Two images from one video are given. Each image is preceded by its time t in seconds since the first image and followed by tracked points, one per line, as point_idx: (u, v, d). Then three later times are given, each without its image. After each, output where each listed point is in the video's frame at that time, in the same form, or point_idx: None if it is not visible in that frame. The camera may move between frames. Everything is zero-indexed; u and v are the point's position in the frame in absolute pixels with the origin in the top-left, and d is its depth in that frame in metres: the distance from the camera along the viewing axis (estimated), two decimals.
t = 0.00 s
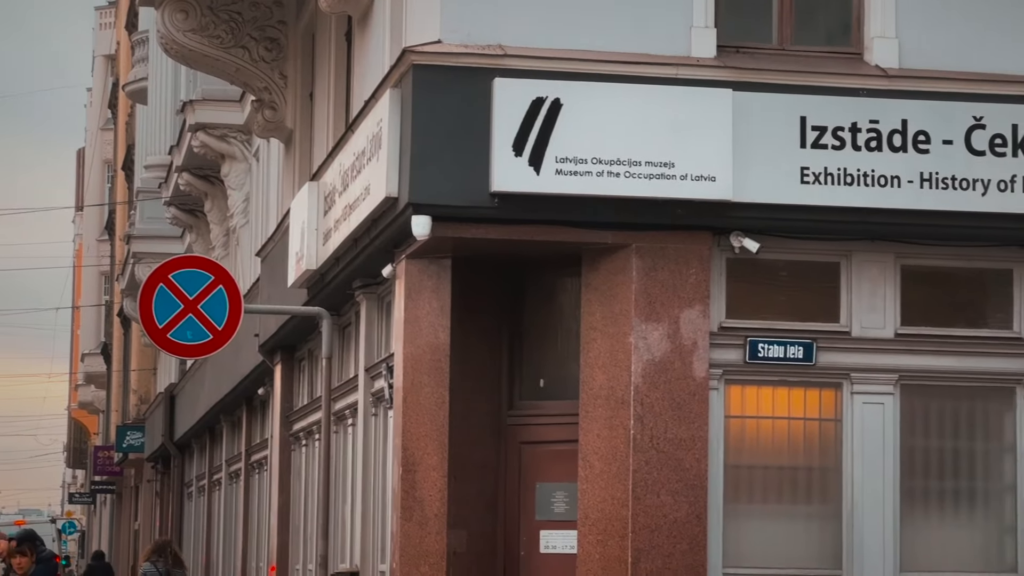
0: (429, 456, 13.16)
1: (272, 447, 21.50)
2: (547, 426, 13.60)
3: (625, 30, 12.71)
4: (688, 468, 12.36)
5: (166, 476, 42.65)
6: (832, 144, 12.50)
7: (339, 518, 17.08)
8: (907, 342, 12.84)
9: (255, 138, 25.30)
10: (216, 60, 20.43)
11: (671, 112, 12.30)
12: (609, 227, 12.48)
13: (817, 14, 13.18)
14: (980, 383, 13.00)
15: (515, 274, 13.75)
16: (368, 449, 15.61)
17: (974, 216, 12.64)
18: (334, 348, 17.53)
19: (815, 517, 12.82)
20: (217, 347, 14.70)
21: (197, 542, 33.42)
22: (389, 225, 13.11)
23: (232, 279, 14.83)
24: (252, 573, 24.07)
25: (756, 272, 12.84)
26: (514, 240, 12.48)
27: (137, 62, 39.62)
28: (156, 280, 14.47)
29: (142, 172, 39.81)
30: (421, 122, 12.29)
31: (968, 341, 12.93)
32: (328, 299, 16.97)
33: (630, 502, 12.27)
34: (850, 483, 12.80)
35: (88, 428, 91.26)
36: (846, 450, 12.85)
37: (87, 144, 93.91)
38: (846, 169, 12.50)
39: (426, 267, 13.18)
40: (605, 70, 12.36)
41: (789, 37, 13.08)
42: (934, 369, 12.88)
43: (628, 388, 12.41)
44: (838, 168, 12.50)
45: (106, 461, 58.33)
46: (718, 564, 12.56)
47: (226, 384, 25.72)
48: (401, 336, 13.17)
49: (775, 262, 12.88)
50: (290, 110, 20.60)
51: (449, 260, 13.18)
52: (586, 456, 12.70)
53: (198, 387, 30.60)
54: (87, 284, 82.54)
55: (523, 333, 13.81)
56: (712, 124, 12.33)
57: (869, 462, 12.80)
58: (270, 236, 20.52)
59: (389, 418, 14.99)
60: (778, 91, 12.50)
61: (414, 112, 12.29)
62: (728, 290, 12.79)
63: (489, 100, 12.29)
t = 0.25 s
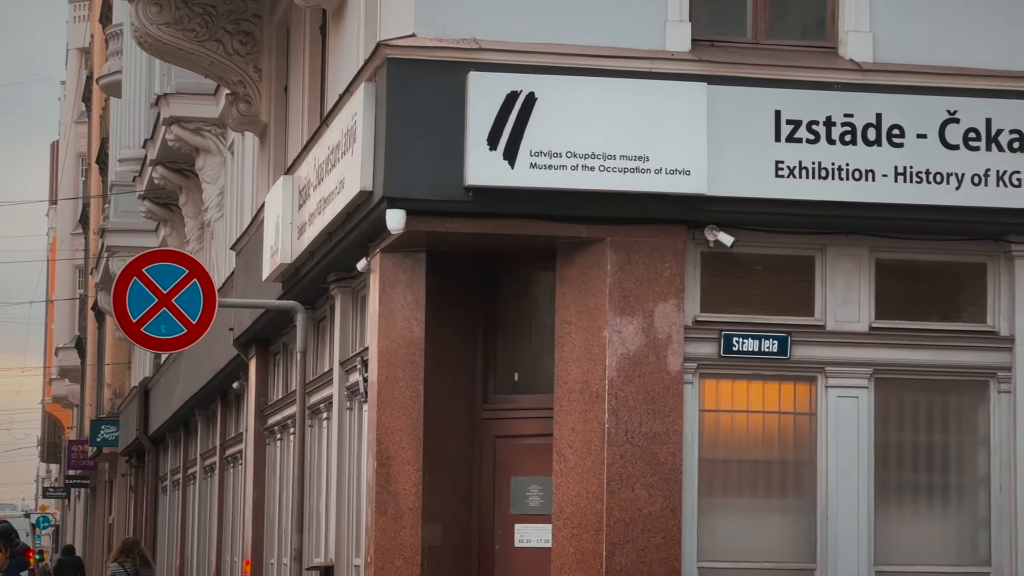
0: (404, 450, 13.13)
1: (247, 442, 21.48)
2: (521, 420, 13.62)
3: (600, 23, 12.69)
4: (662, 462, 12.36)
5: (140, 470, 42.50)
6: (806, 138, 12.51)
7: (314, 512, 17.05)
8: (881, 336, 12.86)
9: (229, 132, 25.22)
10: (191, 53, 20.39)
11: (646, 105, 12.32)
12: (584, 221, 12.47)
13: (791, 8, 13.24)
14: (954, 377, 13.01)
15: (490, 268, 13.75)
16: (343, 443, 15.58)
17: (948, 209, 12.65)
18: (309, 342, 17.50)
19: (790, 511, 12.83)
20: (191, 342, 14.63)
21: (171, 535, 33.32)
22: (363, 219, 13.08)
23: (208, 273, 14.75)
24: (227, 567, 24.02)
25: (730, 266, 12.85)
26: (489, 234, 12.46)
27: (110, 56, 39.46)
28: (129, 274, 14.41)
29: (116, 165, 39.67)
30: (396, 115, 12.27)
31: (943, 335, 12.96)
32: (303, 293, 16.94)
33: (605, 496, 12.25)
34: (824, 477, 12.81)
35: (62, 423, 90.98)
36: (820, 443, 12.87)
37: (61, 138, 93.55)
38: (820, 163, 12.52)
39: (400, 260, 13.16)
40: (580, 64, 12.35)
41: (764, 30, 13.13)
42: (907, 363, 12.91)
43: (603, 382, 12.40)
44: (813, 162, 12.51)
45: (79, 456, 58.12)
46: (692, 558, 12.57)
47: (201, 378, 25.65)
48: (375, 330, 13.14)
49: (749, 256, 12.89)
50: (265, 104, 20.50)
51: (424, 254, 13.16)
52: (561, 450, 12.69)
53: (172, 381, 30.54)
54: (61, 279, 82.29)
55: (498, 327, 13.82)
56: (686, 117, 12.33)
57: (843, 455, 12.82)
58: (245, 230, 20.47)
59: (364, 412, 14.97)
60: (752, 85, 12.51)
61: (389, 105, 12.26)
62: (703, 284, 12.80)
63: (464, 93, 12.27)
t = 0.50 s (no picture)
0: (380, 446, 13.15)
1: (224, 437, 21.45)
2: (498, 415, 13.61)
3: (577, 18, 12.68)
4: (639, 457, 12.36)
5: (117, 466, 42.40)
6: (783, 133, 12.51)
7: (291, 507, 17.01)
8: (858, 331, 12.87)
9: (207, 127, 25.17)
10: (166, 49, 20.19)
11: (623, 100, 12.31)
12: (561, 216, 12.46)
13: (768, 3, 13.23)
14: (930, 371, 13.03)
15: (467, 262, 13.74)
16: (320, 437, 15.55)
17: (924, 204, 12.67)
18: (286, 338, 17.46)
19: (767, 506, 12.84)
20: (168, 337, 14.56)
21: (148, 531, 33.24)
22: (340, 214, 13.06)
23: (184, 268, 14.68)
24: (204, 562, 23.95)
25: (707, 261, 12.85)
26: (466, 229, 12.44)
27: (87, 50, 39.36)
28: (105, 269, 14.36)
29: (93, 160, 39.57)
30: (372, 110, 12.24)
31: (919, 330, 12.98)
32: (279, 288, 16.91)
33: (581, 490, 12.26)
34: (801, 472, 12.83)
35: (39, 419, 90.72)
36: (797, 438, 12.88)
37: (37, 133, 93.27)
38: (797, 158, 12.52)
39: (377, 256, 13.15)
40: (557, 59, 12.33)
41: (741, 26, 13.14)
42: (884, 357, 12.93)
43: (579, 376, 12.40)
44: (789, 157, 12.52)
45: (56, 451, 57.94)
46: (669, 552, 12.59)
47: (178, 373, 25.59)
48: (352, 325, 13.16)
49: (726, 251, 12.89)
50: (242, 98, 20.49)
51: (400, 249, 13.14)
52: (538, 444, 12.69)
53: (149, 376, 30.47)
54: (38, 274, 82.08)
55: (474, 322, 13.81)
56: (663, 112, 12.33)
57: (820, 450, 12.83)
58: (221, 225, 20.42)
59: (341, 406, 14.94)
60: (729, 80, 12.51)
61: (365, 100, 12.23)
62: (680, 279, 12.80)
63: (441, 88, 12.25)
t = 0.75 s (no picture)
0: (357, 443, 13.16)
1: (201, 434, 21.42)
2: (476, 411, 13.60)
3: (555, 14, 12.67)
4: (616, 453, 12.38)
5: (94, 463, 42.28)
6: (761, 129, 12.52)
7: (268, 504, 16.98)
8: (835, 327, 12.89)
9: (184, 123, 25.11)
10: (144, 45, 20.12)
11: (601, 97, 12.31)
12: (538, 212, 12.46)
13: None
14: (908, 368, 13.05)
15: (445, 258, 13.72)
16: (297, 434, 15.52)
17: (901, 201, 12.68)
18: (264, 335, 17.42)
19: (745, 503, 12.86)
20: (145, 334, 14.52)
21: (125, 528, 33.15)
22: (318, 211, 13.04)
23: (161, 265, 14.65)
24: (182, 559, 23.89)
25: (685, 258, 12.86)
26: (444, 225, 12.43)
27: (64, 46, 39.25)
28: (83, 265, 14.30)
29: (70, 157, 39.47)
30: (350, 107, 12.23)
31: (897, 327, 13.00)
32: (257, 285, 16.89)
33: (559, 487, 12.27)
34: (779, 469, 12.85)
35: (16, 416, 90.46)
36: (775, 435, 12.89)
37: (14, 129, 92.98)
38: (775, 155, 12.53)
39: (355, 253, 13.15)
40: (534, 55, 12.32)
41: (719, 22, 13.15)
42: (862, 354, 12.94)
43: (557, 373, 12.41)
44: (767, 154, 12.53)
45: (33, 448, 57.78)
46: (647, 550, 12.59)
47: (156, 370, 25.53)
48: (330, 322, 13.16)
49: (704, 248, 12.90)
50: (219, 95, 20.42)
51: (378, 246, 13.14)
52: (515, 440, 12.66)
53: (126, 373, 30.37)
54: (15, 271, 81.87)
55: (452, 319, 13.80)
56: (641, 109, 12.33)
57: (798, 447, 12.85)
58: (199, 222, 20.38)
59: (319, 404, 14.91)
60: (707, 77, 12.51)
61: (343, 97, 12.22)
62: (658, 276, 12.80)
63: (419, 85, 12.23)
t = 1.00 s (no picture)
0: (336, 441, 13.16)
1: (179, 432, 21.37)
2: (454, 409, 13.59)
3: (533, 12, 12.66)
4: (594, 451, 12.39)
5: (72, 462, 42.17)
6: (739, 128, 12.54)
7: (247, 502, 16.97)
8: (813, 325, 12.91)
9: (162, 121, 25.05)
10: (120, 42, 19.95)
11: (578, 95, 12.32)
12: (517, 210, 12.45)
13: None
14: (886, 366, 13.07)
15: (422, 255, 13.71)
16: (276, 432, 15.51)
17: (879, 200, 12.70)
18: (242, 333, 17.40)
19: (722, 500, 12.87)
20: (122, 332, 14.46)
21: (103, 526, 33.07)
22: (295, 209, 13.03)
23: (139, 263, 14.57)
24: (160, 558, 23.83)
25: (663, 256, 12.86)
26: (422, 223, 12.42)
27: (42, 44, 39.14)
28: (60, 263, 14.22)
29: (48, 155, 39.36)
30: (328, 105, 12.21)
31: (875, 325, 13.01)
32: (235, 284, 16.86)
33: (537, 486, 12.28)
34: (757, 467, 12.87)
35: None
36: (753, 433, 12.91)
37: None
38: (753, 153, 12.55)
39: (333, 251, 13.14)
40: (512, 53, 12.32)
41: (697, 21, 13.16)
42: (840, 352, 12.96)
43: (535, 371, 12.41)
44: (745, 152, 12.54)
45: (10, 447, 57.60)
46: (624, 547, 12.60)
47: (133, 368, 25.48)
48: (308, 321, 13.16)
49: (682, 246, 12.91)
50: (197, 94, 20.37)
51: (357, 244, 13.13)
52: (494, 438, 12.65)
53: (104, 372, 30.31)
54: None
55: (431, 317, 13.79)
56: (619, 107, 12.33)
57: (775, 444, 12.87)
58: (176, 220, 20.34)
59: (297, 402, 14.89)
60: (685, 75, 12.52)
61: (321, 95, 12.21)
62: (636, 274, 12.80)
63: (397, 83, 12.22)
